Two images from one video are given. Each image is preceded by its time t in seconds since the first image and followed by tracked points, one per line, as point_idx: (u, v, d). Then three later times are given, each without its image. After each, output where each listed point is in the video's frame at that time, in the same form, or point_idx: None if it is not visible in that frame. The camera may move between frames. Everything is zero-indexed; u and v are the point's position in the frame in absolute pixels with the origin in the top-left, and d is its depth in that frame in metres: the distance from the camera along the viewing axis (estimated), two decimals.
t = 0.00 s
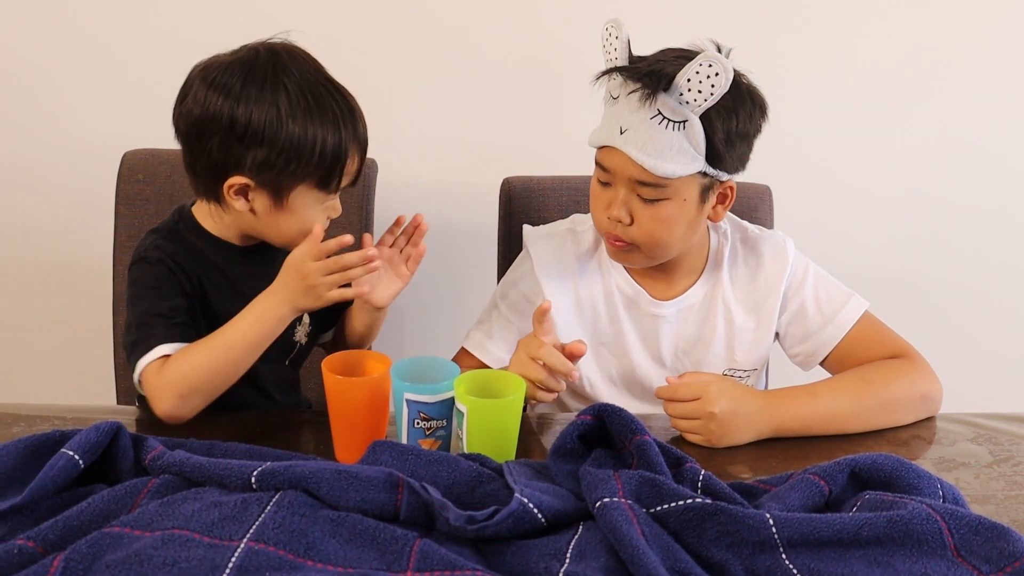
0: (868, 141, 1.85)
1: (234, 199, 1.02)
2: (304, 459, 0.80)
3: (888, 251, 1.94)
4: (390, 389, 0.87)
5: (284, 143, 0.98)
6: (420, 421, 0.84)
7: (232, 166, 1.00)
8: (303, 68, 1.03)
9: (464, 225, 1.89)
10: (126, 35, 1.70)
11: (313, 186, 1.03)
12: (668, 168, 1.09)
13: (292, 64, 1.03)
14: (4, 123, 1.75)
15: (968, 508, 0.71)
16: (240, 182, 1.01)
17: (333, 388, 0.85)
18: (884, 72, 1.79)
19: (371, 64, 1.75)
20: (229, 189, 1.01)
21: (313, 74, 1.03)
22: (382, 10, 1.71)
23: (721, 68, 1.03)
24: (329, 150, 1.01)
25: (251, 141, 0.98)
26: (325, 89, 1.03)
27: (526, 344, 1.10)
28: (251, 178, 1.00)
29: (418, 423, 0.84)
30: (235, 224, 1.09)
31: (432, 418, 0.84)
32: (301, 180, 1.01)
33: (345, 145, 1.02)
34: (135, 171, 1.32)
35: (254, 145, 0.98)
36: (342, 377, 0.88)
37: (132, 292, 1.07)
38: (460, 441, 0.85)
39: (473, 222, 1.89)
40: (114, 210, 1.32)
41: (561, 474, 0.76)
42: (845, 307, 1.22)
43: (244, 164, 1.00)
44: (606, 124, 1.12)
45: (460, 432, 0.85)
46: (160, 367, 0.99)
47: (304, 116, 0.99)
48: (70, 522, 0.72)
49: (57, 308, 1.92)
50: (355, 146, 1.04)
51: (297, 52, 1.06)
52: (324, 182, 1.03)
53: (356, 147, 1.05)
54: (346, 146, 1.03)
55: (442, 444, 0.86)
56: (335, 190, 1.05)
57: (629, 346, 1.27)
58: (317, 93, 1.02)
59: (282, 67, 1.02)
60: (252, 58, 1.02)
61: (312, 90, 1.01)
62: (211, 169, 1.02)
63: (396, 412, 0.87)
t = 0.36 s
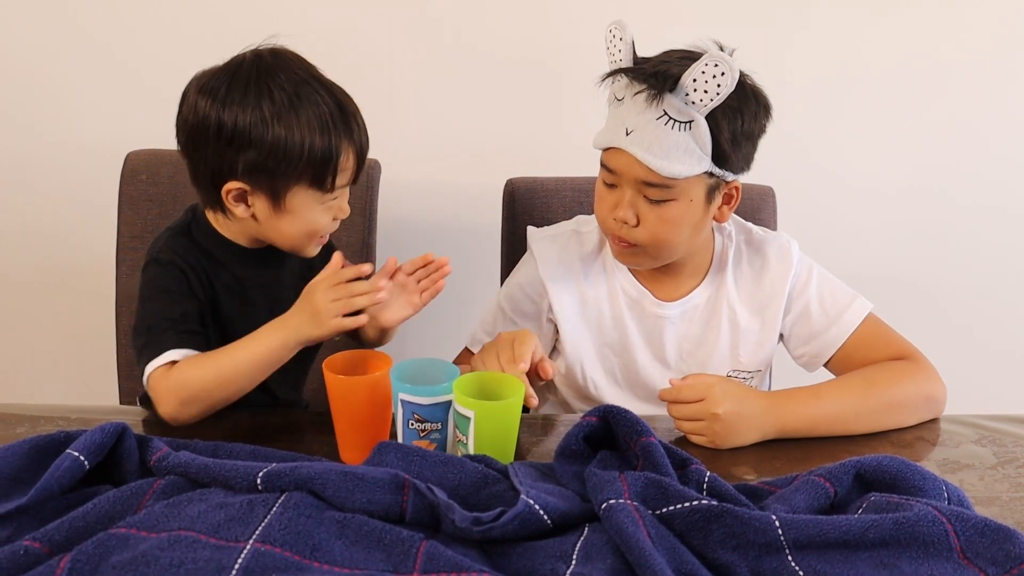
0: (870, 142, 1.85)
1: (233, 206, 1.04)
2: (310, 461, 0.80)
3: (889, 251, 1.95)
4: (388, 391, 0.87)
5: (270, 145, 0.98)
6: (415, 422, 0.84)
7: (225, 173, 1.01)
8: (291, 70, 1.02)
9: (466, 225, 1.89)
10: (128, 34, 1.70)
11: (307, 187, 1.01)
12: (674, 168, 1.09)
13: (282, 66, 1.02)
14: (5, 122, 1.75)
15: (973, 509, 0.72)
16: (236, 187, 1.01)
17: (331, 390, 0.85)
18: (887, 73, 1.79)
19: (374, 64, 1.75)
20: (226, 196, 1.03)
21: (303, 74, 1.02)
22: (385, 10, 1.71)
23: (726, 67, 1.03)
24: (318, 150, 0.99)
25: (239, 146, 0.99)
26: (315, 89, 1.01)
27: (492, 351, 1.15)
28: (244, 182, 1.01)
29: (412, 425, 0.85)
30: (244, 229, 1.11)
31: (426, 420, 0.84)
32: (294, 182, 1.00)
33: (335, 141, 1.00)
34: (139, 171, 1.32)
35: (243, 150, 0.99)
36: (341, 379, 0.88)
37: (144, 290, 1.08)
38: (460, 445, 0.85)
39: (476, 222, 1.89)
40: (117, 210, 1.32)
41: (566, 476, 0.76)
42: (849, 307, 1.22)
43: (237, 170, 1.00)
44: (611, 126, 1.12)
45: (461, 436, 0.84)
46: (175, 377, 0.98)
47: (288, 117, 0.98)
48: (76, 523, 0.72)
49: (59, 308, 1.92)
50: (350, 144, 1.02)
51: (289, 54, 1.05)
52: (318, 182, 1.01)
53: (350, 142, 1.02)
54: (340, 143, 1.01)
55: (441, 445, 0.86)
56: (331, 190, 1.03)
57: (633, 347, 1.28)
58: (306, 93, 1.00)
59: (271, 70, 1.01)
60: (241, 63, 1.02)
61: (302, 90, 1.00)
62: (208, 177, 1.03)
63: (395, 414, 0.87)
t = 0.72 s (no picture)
0: (873, 143, 1.85)
1: (207, 193, 1.06)
2: (314, 461, 0.81)
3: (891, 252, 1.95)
4: (392, 391, 0.87)
5: (240, 144, 0.98)
6: (419, 422, 0.84)
7: (200, 164, 1.03)
8: (275, 67, 1.00)
9: (469, 226, 1.89)
10: (131, 33, 1.70)
11: (274, 189, 1.01)
12: (697, 172, 1.09)
13: (265, 61, 1.00)
14: (7, 121, 1.76)
15: (977, 511, 0.72)
16: (207, 178, 1.03)
17: (338, 389, 0.85)
18: (891, 73, 1.79)
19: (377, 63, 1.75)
20: (200, 184, 1.05)
21: (285, 73, 1.00)
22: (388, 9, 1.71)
23: (752, 70, 1.03)
24: (286, 154, 0.98)
25: (211, 141, 0.99)
26: (293, 89, 0.99)
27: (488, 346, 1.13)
28: (214, 175, 1.02)
29: (417, 424, 0.84)
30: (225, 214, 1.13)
31: (431, 421, 0.84)
32: (260, 183, 1.01)
33: (306, 146, 0.99)
34: (143, 172, 1.32)
35: (214, 144, 0.99)
36: (348, 378, 0.88)
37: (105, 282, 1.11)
38: (484, 441, 0.85)
39: (479, 221, 1.89)
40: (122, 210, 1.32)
41: (571, 477, 0.76)
42: (853, 309, 1.22)
43: (208, 161, 1.02)
44: (630, 128, 1.10)
45: (481, 431, 0.85)
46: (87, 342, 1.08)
47: (258, 118, 0.97)
48: (81, 522, 0.72)
49: (63, 306, 1.93)
50: (321, 149, 1.00)
51: (278, 48, 1.03)
52: (286, 185, 1.01)
53: (323, 148, 1.01)
54: (308, 147, 0.99)
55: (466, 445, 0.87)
56: (300, 194, 1.03)
57: (636, 348, 1.27)
58: (281, 93, 0.98)
59: (252, 64, 1.00)
60: (225, 55, 1.01)
61: (276, 90, 0.98)
62: (187, 163, 1.05)
63: (401, 414, 0.87)
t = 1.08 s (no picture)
0: (876, 145, 1.85)
1: (161, 159, 1.02)
2: (317, 459, 0.81)
3: (894, 256, 1.95)
4: (396, 390, 0.86)
5: (197, 112, 0.95)
6: (422, 422, 0.84)
7: (155, 128, 0.99)
8: (240, 39, 0.98)
9: (472, 227, 1.90)
10: (135, 32, 1.70)
11: (229, 160, 0.98)
12: (739, 188, 1.09)
13: (233, 34, 0.98)
14: (10, 119, 1.76)
15: (981, 515, 0.72)
16: (163, 145, 1.00)
17: (341, 387, 0.85)
18: (893, 75, 1.79)
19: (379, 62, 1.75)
20: (155, 150, 1.01)
21: (250, 46, 0.98)
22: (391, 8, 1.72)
23: (800, 89, 1.02)
24: (243, 125, 0.96)
25: (168, 104, 0.96)
26: (257, 63, 0.98)
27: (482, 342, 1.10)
28: (168, 141, 0.99)
29: (420, 424, 0.84)
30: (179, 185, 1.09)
31: (434, 420, 0.84)
32: (215, 152, 0.98)
33: (263, 119, 0.96)
34: (146, 169, 1.32)
35: (171, 109, 0.96)
36: (352, 377, 0.88)
37: (89, 284, 1.04)
38: (555, 406, 0.82)
39: (481, 220, 1.89)
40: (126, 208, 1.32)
41: (574, 477, 0.76)
42: (857, 312, 1.22)
43: (163, 127, 0.98)
44: (669, 141, 1.08)
45: (550, 395, 0.82)
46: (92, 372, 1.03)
47: (219, 88, 0.95)
48: (84, 519, 0.72)
49: (65, 303, 1.93)
50: (280, 125, 0.98)
51: (247, 22, 1.02)
52: (240, 158, 0.98)
53: (280, 123, 0.98)
54: (266, 122, 0.97)
55: (538, 417, 0.83)
56: (255, 168, 1.00)
57: (639, 349, 1.27)
58: (245, 66, 0.97)
59: (219, 36, 0.98)
60: (193, 23, 0.98)
61: (240, 63, 0.96)
62: (142, 128, 1.01)
63: (404, 413, 0.87)
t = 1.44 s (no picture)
0: (879, 145, 1.85)
1: (145, 154, 1.05)
2: (320, 455, 0.81)
3: (896, 258, 1.95)
4: (399, 386, 0.87)
5: (166, 95, 0.99)
6: (426, 419, 0.84)
7: (134, 121, 1.03)
8: (202, 23, 1.02)
9: (474, 227, 1.90)
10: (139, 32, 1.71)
11: (204, 142, 1.00)
12: (757, 198, 1.09)
13: (196, 21, 1.02)
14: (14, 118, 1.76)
15: (984, 513, 0.72)
16: (143, 136, 1.03)
17: (345, 384, 0.85)
18: (895, 76, 1.80)
19: (382, 60, 1.76)
20: (137, 144, 1.05)
21: (209, 27, 1.01)
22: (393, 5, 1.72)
23: (822, 100, 1.01)
24: (209, 104, 0.98)
25: (139, 94, 1.00)
26: (218, 43, 1.00)
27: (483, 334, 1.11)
28: (147, 130, 1.02)
29: (423, 421, 0.84)
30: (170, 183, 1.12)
31: (437, 417, 0.84)
32: (189, 134, 1.00)
33: (227, 94, 0.98)
34: (150, 167, 1.32)
35: (143, 97, 1.00)
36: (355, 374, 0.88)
37: (83, 288, 1.05)
38: (561, 404, 0.84)
39: (483, 219, 1.89)
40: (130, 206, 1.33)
41: (577, 474, 0.76)
42: (861, 312, 1.22)
43: (140, 119, 1.02)
44: (688, 147, 1.08)
45: (558, 393, 0.83)
46: (86, 367, 1.04)
47: (182, 69, 0.98)
48: (87, 513, 0.72)
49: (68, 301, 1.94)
50: (246, 100, 0.99)
51: (211, 8, 1.05)
52: (212, 137, 1.00)
53: (245, 97, 1.00)
54: (231, 98, 0.98)
55: (546, 415, 0.84)
56: (229, 146, 1.01)
57: (642, 349, 1.27)
58: (206, 47, 0.99)
59: (183, 24, 1.01)
60: (156, 15, 1.02)
61: (202, 45, 0.99)
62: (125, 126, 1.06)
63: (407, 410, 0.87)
